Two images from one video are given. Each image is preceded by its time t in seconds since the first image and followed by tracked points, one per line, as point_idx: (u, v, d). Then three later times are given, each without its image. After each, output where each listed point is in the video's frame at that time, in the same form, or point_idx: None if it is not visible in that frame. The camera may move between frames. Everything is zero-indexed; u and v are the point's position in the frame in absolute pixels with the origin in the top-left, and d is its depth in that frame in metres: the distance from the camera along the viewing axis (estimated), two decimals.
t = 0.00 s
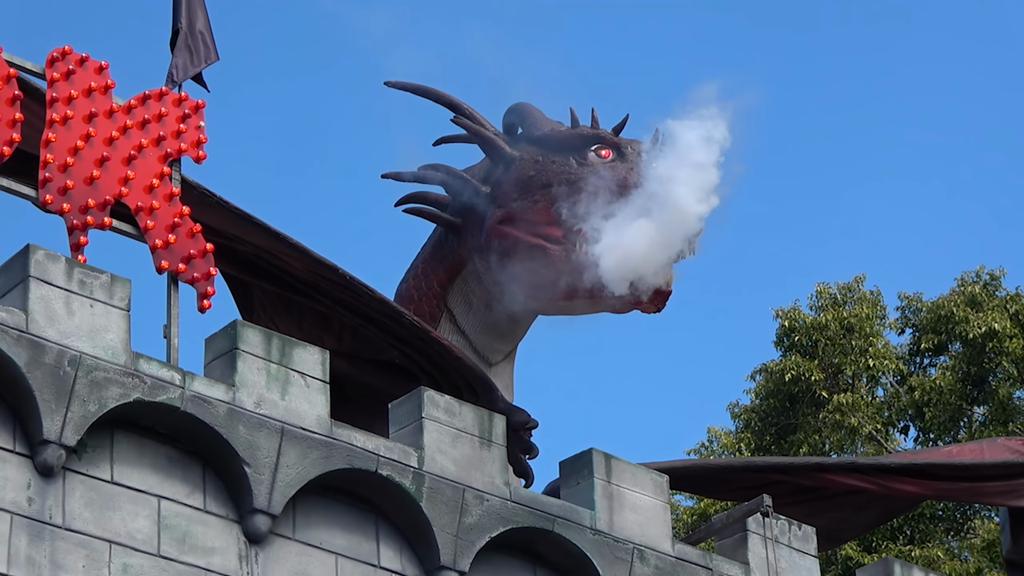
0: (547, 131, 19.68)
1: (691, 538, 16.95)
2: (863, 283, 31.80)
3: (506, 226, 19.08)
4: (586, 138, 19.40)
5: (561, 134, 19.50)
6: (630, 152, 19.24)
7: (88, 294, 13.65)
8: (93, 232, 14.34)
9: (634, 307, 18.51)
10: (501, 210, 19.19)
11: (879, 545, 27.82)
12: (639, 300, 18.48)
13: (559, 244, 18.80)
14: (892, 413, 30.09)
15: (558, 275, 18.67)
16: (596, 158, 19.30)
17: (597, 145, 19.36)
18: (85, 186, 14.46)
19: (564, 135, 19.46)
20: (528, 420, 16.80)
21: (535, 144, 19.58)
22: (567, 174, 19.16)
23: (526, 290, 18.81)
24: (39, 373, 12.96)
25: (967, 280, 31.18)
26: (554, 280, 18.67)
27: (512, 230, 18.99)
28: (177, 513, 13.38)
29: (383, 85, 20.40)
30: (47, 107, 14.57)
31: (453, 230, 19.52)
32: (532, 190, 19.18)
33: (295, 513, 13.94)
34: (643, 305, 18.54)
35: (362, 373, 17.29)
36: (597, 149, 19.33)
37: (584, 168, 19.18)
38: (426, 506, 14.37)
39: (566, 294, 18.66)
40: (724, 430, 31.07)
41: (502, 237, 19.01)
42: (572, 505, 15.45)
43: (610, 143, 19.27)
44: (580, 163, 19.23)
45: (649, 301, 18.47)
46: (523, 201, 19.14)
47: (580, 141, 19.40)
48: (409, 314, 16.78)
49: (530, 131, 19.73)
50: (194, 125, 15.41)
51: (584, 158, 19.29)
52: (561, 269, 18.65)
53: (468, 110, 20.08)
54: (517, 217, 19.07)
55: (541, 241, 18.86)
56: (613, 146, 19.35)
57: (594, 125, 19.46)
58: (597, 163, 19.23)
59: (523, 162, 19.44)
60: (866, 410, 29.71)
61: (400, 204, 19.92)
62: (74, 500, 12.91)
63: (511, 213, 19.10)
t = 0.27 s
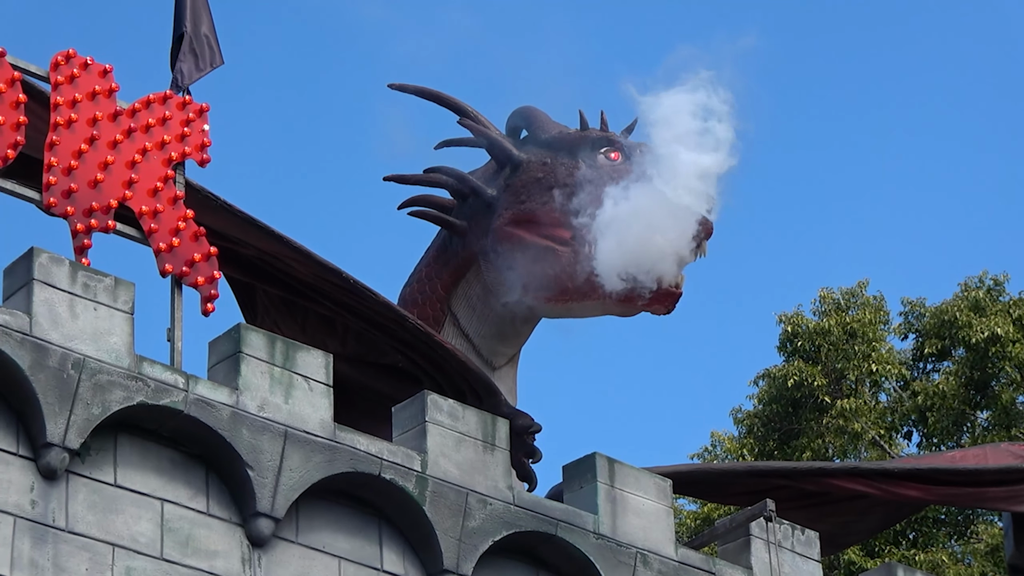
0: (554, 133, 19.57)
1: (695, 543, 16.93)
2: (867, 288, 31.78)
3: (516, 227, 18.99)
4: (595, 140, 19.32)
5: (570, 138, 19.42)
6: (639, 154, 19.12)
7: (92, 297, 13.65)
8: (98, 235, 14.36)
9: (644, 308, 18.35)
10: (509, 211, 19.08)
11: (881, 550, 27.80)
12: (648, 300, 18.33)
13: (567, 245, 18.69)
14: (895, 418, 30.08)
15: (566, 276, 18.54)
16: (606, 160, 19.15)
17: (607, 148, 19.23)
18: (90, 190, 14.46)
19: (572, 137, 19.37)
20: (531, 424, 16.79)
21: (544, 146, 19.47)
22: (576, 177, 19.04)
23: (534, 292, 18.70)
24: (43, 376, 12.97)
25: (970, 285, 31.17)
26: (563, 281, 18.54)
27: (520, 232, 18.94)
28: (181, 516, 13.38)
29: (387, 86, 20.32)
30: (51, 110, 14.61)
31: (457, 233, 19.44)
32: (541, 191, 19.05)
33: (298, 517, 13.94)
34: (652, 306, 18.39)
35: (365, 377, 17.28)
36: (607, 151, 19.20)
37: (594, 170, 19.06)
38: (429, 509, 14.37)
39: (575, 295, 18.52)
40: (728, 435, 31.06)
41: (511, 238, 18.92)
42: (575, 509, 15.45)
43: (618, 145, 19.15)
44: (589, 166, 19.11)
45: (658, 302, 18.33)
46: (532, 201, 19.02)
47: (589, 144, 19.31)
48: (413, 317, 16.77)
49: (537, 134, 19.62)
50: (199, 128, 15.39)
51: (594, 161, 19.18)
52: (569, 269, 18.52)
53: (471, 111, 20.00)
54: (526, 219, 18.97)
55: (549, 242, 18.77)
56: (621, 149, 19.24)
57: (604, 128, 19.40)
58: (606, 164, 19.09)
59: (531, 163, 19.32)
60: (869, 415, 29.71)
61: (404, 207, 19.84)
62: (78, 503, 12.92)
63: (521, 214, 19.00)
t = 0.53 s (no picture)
0: (561, 137, 19.51)
1: (697, 546, 16.93)
2: (869, 291, 31.76)
3: (520, 229, 18.99)
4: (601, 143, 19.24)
5: (576, 141, 19.35)
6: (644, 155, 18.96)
7: (94, 300, 13.66)
8: (100, 238, 14.36)
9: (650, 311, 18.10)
10: (515, 214, 19.08)
11: (884, 553, 27.79)
12: (656, 303, 18.01)
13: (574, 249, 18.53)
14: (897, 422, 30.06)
15: (573, 280, 18.36)
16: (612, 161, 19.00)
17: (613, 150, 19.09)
18: (92, 192, 14.46)
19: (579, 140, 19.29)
20: (534, 427, 16.78)
21: (551, 150, 19.44)
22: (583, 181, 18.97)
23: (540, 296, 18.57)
24: (45, 379, 12.97)
25: (972, 289, 31.16)
26: (568, 285, 18.37)
27: (523, 235, 18.89)
28: (183, 519, 13.38)
29: (391, 87, 20.25)
30: (53, 113, 14.61)
31: (461, 236, 19.40)
32: (547, 195, 19.04)
33: (300, 519, 13.94)
34: (660, 310, 18.12)
35: (368, 380, 17.28)
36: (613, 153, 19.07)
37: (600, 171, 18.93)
38: (431, 512, 14.37)
39: (583, 299, 18.33)
40: (730, 438, 31.05)
41: (518, 240, 18.90)
42: (577, 512, 15.45)
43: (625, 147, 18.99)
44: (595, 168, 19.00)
45: (668, 306, 18.08)
46: (539, 204, 18.99)
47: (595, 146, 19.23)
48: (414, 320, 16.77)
49: (543, 138, 19.57)
50: (201, 130, 15.38)
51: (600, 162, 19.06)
52: (576, 273, 18.35)
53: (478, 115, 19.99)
54: (531, 221, 18.94)
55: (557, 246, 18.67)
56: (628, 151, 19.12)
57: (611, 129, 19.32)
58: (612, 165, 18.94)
59: (538, 167, 19.28)
60: (872, 419, 29.74)
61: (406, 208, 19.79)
62: (80, 505, 12.91)
63: (525, 217, 19.00)
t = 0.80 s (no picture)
0: (569, 142, 19.39)
1: (698, 548, 16.91)
2: (870, 294, 31.75)
3: (525, 234, 18.82)
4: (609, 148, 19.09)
5: (584, 147, 19.21)
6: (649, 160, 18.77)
7: (95, 301, 13.66)
8: (101, 239, 14.36)
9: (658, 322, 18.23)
10: (521, 219, 18.93)
11: (884, 557, 27.78)
12: (663, 315, 18.16)
13: (581, 257, 18.46)
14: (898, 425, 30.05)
15: (578, 288, 18.32)
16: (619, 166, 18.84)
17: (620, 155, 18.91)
18: (93, 194, 14.46)
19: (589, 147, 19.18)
20: (534, 429, 16.77)
21: (560, 156, 19.30)
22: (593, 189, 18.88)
23: (544, 302, 18.54)
24: (45, 380, 12.97)
25: (973, 292, 31.15)
26: (574, 293, 18.33)
27: (530, 240, 18.74)
28: (183, 520, 13.38)
29: (395, 86, 20.14)
30: (55, 114, 14.60)
31: (464, 238, 19.30)
32: (553, 201, 18.92)
33: (300, 521, 13.94)
34: (667, 320, 18.22)
35: (369, 382, 17.28)
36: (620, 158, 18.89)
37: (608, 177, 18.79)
38: (431, 514, 14.36)
39: (589, 308, 18.31)
40: (731, 440, 31.05)
41: (523, 245, 18.74)
42: (577, 514, 15.45)
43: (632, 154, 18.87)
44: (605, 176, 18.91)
45: (674, 317, 18.15)
46: (545, 210, 18.87)
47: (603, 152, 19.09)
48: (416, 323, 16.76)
49: (551, 142, 19.44)
50: (203, 132, 15.38)
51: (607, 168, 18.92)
52: (582, 282, 18.31)
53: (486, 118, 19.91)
54: (536, 227, 18.79)
55: (564, 252, 18.54)
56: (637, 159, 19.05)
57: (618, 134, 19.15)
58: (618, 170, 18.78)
59: (546, 173, 19.14)
60: (873, 421, 29.75)
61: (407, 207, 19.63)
62: (80, 506, 12.91)
63: (531, 222, 18.85)
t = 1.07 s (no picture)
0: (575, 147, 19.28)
1: (696, 547, 16.92)
2: (870, 293, 31.75)
3: (528, 237, 18.70)
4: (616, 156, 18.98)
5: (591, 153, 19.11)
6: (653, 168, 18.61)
7: (94, 299, 13.66)
8: (101, 237, 14.36)
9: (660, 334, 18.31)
10: (524, 222, 18.85)
11: (883, 556, 27.78)
12: (667, 326, 18.22)
13: (585, 264, 18.40)
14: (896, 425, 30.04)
15: (581, 296, 18.27)
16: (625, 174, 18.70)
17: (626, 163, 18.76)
18: (92, 192, 14.46)
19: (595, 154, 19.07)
20: (533, 428, 16.77)
21: (566, 161, 19.19)
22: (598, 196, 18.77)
23: (545, 306, 18.47)
24: (44, 378, 12.97)
25: (972, 292, 31.14)
26: (576, 300, 18.28)
27: (533, 243, 18.65)
28: (181, 518, 13.38)
29: (400, 82, 19.83)
30: (54, 112, 14.59)
31: (464, 238, 19.17)
32: (558, 205, 18.84)
33: (299, 519, 13.94)
34: (669, 331, 18.29)
35: (368, 381, 17.28)
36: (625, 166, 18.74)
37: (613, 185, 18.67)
38: (430, 513, 14.36)
39: (591, 315, 18.29)
40: (730, 439, 31.05)
41: (525, 248, 18.65)
42: (576, 513, 15.45)
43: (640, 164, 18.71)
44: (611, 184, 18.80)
45: (677, 328, 18.20)
46: (550, 215, 18.79)
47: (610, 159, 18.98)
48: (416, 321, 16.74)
49: (556, 146, 19.33)
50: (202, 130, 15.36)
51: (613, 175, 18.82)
52: (585, 289, 18.27)
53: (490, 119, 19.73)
54: (540, 230, 18.70)
55: (568, 258, 18.47)
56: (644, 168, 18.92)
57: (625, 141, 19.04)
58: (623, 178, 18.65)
59: (551, 178, 19.04)
60: (871, 421, 29.72)
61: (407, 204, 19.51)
62: (79, 504, 12.91)
63: (533, 225, 18.76)
